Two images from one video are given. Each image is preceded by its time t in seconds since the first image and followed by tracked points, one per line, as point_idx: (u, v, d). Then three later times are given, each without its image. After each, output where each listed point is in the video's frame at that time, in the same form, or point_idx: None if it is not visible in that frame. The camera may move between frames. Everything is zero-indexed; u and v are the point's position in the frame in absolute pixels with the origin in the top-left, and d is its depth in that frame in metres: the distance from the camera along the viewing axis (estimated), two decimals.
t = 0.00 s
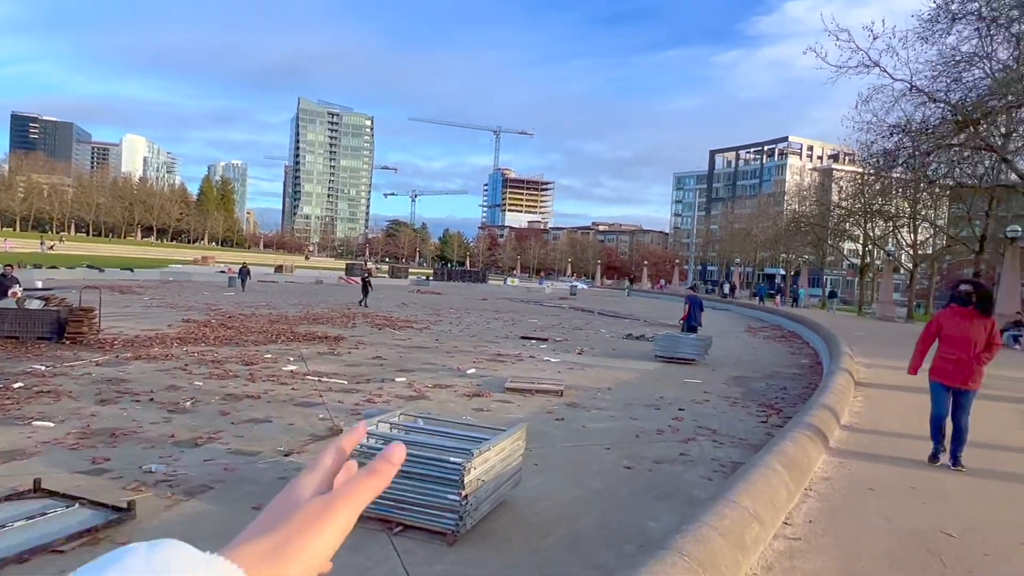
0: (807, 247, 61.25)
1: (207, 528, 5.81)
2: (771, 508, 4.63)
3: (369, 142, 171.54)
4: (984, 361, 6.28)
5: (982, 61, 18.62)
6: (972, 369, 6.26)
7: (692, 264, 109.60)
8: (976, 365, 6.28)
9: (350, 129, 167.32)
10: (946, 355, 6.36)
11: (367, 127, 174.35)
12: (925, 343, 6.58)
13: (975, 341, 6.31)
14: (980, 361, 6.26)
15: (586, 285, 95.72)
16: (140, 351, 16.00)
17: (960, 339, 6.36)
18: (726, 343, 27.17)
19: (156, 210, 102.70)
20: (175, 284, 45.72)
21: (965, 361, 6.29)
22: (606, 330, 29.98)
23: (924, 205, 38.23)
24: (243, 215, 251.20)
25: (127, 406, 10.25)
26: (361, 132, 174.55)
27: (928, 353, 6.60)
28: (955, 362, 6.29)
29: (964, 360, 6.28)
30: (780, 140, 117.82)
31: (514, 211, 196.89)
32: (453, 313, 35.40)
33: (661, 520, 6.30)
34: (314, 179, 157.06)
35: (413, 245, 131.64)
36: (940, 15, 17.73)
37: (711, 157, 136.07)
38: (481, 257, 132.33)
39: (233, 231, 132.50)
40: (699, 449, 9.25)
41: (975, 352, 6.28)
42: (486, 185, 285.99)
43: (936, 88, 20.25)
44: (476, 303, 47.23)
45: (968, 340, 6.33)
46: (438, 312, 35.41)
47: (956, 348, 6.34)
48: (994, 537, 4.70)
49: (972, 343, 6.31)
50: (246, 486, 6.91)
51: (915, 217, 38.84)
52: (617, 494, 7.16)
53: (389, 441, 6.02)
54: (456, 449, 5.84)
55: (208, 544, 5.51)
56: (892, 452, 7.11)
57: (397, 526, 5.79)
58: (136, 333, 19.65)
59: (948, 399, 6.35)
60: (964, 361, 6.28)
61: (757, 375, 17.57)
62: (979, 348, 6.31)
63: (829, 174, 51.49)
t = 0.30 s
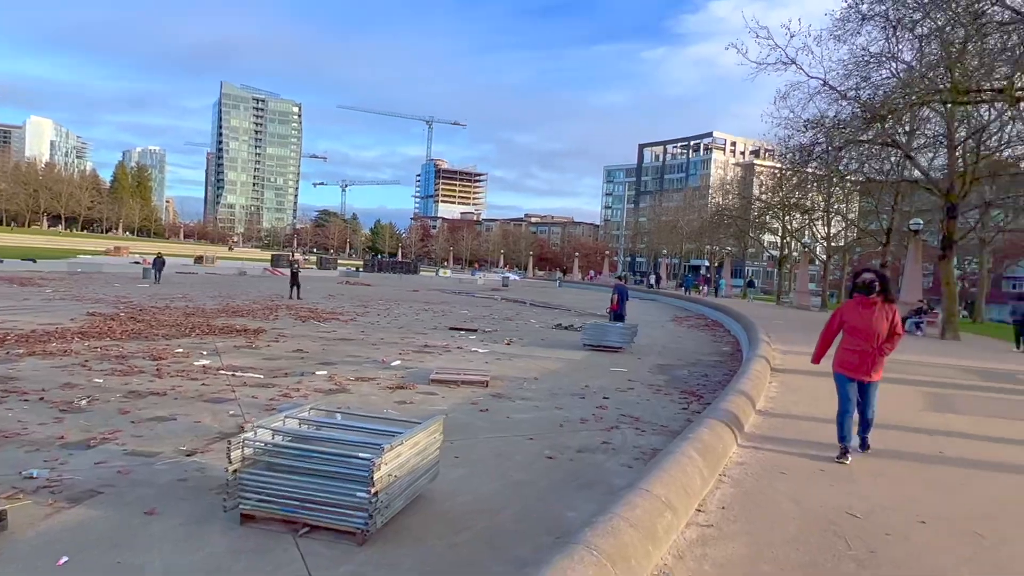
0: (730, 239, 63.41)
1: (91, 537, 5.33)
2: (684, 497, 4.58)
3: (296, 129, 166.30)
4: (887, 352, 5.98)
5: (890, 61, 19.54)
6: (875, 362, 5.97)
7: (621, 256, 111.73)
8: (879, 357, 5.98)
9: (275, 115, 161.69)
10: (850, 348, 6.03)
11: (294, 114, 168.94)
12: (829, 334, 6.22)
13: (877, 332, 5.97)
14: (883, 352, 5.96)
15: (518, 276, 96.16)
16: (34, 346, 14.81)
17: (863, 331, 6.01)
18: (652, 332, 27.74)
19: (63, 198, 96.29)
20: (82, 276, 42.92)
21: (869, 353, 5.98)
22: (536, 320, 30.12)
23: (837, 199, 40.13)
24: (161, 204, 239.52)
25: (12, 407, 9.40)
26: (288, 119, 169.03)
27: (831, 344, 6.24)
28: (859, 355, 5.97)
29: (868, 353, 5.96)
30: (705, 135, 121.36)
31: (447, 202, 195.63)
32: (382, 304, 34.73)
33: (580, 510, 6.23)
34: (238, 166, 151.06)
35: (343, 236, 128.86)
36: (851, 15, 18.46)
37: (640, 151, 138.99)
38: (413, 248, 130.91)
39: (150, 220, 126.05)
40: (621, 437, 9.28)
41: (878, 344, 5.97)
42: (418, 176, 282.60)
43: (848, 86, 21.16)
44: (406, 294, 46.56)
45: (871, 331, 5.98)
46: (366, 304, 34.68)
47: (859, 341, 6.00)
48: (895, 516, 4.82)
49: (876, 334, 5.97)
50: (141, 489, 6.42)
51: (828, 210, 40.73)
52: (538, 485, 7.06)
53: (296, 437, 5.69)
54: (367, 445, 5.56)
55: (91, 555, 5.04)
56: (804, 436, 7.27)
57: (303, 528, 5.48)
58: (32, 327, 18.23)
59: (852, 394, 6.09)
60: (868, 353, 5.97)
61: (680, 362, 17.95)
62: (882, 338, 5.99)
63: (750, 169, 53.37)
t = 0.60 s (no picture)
0: (645, 231, 65.10)
1: None
2: (574, 493, 4.48)
3: (205, 113, 158.30)
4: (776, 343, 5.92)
5: (789, 60, 20.43)
6: (765, 352, 5.89)
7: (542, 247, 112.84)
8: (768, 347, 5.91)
9: (182, 98, 153.24)
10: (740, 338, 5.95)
11: (203, 98, 160.66)
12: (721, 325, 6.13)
13: (765, 321, 5.93)
14: (772, 342, 5.89)
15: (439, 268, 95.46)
16: None
17: (753, 320, 5.95)
18: (568, 322, 28.05)
19: None
20: None
21: (759, 343, 5.90)
22: (453, 312, 29.86)
23: (744, 194, 41.85)
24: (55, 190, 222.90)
25: None
26: (196, 103, 160.61)
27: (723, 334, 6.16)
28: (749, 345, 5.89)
29: (758, 343, 5.89)
30: (623, 130, 123.99)
31: (367, 192, 191.65)
32: (294, 296, 33.50)
33: (478, 507, 6.06)
34: (141, 151, 142.25)
35: (257, 226, 123.94)
36: (754, 15, 19.14)
37: (560, 144, 140.59)
38: (331, 238, 127.52)
39: (42, 207, 117.08)
40: (528, 429, 9.20)
41: (767, 334, 5.91)
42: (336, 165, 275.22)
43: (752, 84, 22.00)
44: (321, 286, 45.18)
45: (759, 320, 5.94)
46: (278, 296, 33.39)
47: (749, 330, 5.94)
48: (780, 503, 4.89)
49: (765, 323, 5.92)
50: None
51: (736, 204, 42.42)
52: (438, 482, 6.84)
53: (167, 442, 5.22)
54: (246, 448, 5.17)
55: None
56: (702, 425, 7.38)
57: (174, 540, 5.05)
58: None
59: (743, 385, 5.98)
60: (758, 343, 5.90)
61: (593, 352, 18.17)
62: (771, 328, 5.94)
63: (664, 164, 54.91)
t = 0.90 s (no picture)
0: (563, 225, 65.90)
1: None
2: (463, 499, 4.26)
3: (100, 94, 147.75)
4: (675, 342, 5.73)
5: (696, 59, 20.98)
6: (661, 352, 5.71)
7: (462, 240, 112.39)
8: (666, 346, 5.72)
9: (74, 77, 142.36)
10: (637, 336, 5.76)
11: (97, 78, 149.90)
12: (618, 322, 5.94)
13: (663, 318, 5.73)
14: (670, 341, 5.70)
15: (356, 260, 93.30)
16: None
17: (650, 318, 5.75)
18: (483, 315, 27.89)
19: None
20: None
21: (655, 343, 5.71)
22: (365, 305, 29.11)
23: (656, 188, 43.00)
24: None
25: None
26: (90, 83, 149.66)
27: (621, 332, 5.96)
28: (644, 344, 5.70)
29: (653, 341, 5.71)
30: (542, 124, 124.94)
31: (279, 182, 184.83)
32: (195, 290, 31.70)
33: (370, 512, 5.76)
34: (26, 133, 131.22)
35: (160, 216, 117.13)
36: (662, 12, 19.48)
37: (479, 137, 140.35)
38: (241, 229, 122.26)
39: None
40: (432, 427, 8.93)
41: (664, 332, 5.72)
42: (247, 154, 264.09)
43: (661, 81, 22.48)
44: (228, 280, 43.05)
45: (656, 318, 5.74)
46: (178, 289, 31.54)
47: (645, 328, 5.75)
48: (673, 498, 4.87)
49: (662, 322, 5.73)
50: None
51: (649, 198, 43.49)
52: (329, 488, 6.48)
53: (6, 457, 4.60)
54: (102, 462, 4.63)
55: None
56: (604, 420, 7.34)
57: (14, 568, 4.46)
58: None
59: (639, 385, 5.79)
60: (654, 343, 5.71)
61: (505, 346, 18.07)
62: (669, 326, 5.76)
63: (581, 158, 55.65)
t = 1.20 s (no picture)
0: (489, 219, 65.75)
1: None
2: (356, 510, 3.93)
3: None
4: (581, 339, 5.11)
5: (616, 54, 21.12)
6: (564, 350, 5.09)
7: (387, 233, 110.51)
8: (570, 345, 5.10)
9: None
10: (536, 335, 5.12)
11: None
12: (517, 319, 5.27)
13: (564, 314, 5.10)
14: (574, 338, 5.09)
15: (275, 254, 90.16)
16: None
17: (551, 314, 5.11)
18: (405, 309, 27.32)
19: None
20: None
21: (557, 341, 5.09)
22: (281, 300, 27.96)
23: (580, 183, 43.44)
24: None
25: None
26: None
27: (521, 330, 5.30)
28: (545, 342, 5.07)
29: (555, 340, 5.08)
30: (468, 117, 124.23)
31: (193, 171, 176.29)
32: (94, 285, 29.60)
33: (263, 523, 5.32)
34: None
35: (59, 207, 109.36)
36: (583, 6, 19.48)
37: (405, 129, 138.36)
38: (151, 221, 115.94)
39: None
40: (341, 427, 8.49)
41: (568, 329, 5.11)
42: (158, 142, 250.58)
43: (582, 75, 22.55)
44: (133, 274, 40.57)
45: (558, 313, 5.11)
46: (76, 284, 29.35)
47: (546, 325, 5.10)
48: (582, 497, 4.70)
49: (565, 318, 5.10)
50: None
51: (572, 193, 43.87)
52: (221, 496, 5.97)
53: None
54: None
55: None
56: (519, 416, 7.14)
57: None
58: None
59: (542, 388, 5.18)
60: (556, 342, 5.08)
61: (426, 341, 17.68)
62: (573, 322, 5.14)
63: (506, 152, 55.58)
